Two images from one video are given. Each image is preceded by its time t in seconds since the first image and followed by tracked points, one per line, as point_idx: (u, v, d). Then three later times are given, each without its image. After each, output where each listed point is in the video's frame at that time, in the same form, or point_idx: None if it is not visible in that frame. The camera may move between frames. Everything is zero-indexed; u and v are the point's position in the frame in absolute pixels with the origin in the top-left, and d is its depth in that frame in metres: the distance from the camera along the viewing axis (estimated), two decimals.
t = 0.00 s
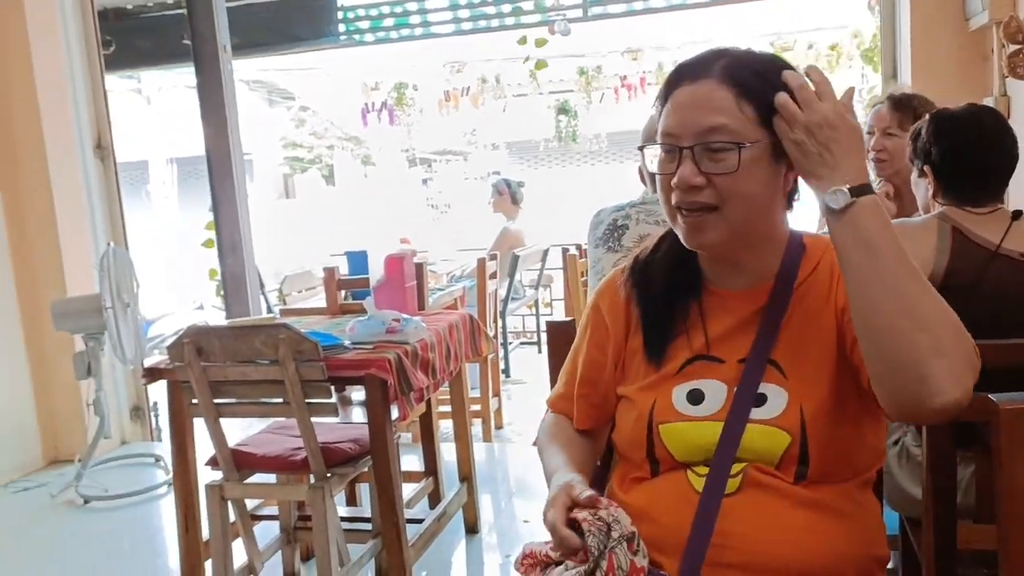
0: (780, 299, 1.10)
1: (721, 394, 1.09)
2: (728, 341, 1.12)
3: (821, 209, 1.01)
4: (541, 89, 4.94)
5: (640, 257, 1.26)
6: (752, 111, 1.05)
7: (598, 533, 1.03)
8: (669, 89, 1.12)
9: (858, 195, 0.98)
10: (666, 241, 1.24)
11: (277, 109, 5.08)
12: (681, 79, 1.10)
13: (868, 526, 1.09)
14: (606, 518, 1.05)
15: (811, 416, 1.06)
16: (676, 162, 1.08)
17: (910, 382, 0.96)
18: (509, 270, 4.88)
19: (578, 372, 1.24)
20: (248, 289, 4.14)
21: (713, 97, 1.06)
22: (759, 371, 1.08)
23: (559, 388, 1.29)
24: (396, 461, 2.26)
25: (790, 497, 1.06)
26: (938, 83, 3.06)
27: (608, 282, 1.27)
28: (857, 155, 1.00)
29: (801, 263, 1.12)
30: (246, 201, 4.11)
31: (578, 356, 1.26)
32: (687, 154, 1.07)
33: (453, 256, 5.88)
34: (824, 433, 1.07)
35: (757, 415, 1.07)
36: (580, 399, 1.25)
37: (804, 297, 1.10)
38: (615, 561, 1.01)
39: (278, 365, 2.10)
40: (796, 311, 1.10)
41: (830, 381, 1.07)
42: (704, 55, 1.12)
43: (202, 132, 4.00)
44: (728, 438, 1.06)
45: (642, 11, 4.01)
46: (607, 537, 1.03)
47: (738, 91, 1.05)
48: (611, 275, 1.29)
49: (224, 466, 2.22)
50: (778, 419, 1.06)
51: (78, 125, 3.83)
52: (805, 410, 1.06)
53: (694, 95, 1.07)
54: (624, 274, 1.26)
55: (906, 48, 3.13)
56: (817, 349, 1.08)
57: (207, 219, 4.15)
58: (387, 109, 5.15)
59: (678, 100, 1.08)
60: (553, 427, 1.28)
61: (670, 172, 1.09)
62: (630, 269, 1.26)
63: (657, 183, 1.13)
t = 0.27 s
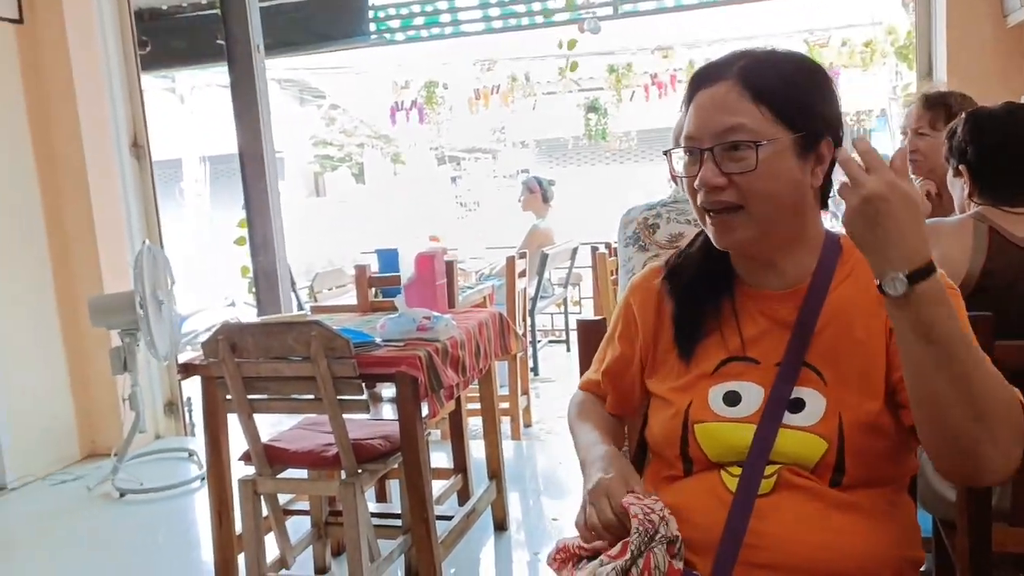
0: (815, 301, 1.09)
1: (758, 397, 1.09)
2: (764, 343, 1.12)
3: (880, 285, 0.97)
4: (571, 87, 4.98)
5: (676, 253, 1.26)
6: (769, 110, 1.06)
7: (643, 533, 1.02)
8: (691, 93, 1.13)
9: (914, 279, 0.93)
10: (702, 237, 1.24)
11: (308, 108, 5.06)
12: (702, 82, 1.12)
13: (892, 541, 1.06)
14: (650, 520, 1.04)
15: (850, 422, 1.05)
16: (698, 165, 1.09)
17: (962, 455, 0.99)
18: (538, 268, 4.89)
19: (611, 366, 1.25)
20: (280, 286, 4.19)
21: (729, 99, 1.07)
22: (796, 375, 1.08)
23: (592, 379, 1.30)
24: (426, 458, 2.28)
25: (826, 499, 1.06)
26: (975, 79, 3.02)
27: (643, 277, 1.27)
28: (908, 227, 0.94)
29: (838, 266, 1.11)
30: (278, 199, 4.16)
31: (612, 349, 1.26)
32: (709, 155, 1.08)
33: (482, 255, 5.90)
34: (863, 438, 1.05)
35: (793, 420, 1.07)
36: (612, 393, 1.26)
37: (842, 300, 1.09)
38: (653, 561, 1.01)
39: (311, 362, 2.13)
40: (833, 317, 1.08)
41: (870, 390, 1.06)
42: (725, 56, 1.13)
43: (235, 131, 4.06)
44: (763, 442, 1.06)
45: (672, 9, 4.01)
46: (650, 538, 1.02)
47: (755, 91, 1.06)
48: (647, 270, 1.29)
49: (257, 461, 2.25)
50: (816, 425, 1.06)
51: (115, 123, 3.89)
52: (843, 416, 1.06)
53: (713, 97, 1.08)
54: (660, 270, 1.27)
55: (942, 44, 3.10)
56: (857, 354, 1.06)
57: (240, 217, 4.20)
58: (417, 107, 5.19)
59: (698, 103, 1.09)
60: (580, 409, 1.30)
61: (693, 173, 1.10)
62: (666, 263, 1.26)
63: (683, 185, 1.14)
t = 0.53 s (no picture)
0: (838, 302, 1.09)
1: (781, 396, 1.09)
2: (787, 343, 1.12)
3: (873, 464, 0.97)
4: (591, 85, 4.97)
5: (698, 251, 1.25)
6: (792, 112, 1.05)
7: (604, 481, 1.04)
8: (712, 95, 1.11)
9: (904, 454, 0.95)
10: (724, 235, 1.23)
11: (329, 107, 5.13)
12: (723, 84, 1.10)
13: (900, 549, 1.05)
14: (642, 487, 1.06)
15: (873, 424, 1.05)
16: (721, 169, 1.08)
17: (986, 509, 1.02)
18: (558, 266, 4.88)
19: (633, 366, 1.23)
20: (301, 284, 4.22)
21: (752, 101, 1.06)
22: (819, 375, 1.08)
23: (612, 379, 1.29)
24: (446, 455, 2.29)
25: (849, 499, 1.06)
26: (1001, 76, 2.99)
27: (666, 276, 1.26)
28: (870, 415, 0.92)
29: (863, 267, 1.11)
30: (299, 197, 4.19)
31: (632, 349, 1.25)
32: (732, 160, 1.06)
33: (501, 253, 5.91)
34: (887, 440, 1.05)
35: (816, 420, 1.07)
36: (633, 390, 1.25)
37: (866, 302, 1.09)
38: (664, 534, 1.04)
39: (332, 358, 2.14)
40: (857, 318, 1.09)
41: (890, 388, 1.08)
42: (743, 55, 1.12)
43: (258, 129, 4.08)
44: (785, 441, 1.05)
45: (695, 6, 3.95)
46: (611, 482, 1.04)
47: (778, 93, 1.05)
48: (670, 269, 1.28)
49: (279, 456, 2.27)
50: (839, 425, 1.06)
51: (139, 121, 3.93)
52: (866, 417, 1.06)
53: (736, 100, 1.07)
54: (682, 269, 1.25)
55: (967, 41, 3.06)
56: (878, 353, 1.07)
57: (261, 214, 4.23)
58: (438, 105, 5.17)
59: (719, 106, 1.08)
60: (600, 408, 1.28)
61: (716, 177, 1.09)
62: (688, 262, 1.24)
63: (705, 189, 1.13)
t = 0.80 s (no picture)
0: (857, 301, 1.09)
1: (800, 396, 1.09)
2: (805, 341, 1.12)
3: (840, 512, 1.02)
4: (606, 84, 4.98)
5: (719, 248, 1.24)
6: (823, 130, 1.02)
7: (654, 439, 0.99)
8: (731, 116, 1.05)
9: (870, 494, 1.00)
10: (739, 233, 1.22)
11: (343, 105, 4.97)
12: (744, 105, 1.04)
13: (896, 548, 1.06)
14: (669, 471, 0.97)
15: (891, 422, 1.06)
16: (753, 196, 1.04)
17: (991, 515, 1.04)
18: (571, 265, 4.88)
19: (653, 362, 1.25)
20: (316, 282, 4.24)
21: (782, 124, 1.01)
22: (839, 373, 1.08)
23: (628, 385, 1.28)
24: (461, 453, 2.29)
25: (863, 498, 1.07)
26: (1018, 75, 2.97)
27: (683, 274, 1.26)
28: (839, 461, 0.99)
29: (881, 265, 1.11)
30: (314, 195, 4.21)
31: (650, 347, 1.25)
32: (766, 186, 1.03)
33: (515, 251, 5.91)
34: (903, 438, 1.06)
35: (835, 419, 1.07)
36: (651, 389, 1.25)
37: (883, 302, 1.09)
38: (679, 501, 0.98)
39: (348, 356, 2.15)
40: (876, 317, 1.09)
41: (910, 389, 1.07)
42: (761, 70, 1.05)
43: (274, 127, 4.10)
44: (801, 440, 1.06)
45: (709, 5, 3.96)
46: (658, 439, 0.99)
47: (807, 114, 1.01)
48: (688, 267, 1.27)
49: (294, 453, 2.29)
50: (857, 424, 1.06)
51: (156, 120, 3.95)
52: (885, 416, 1.06)
53: (762, 126, 1.02)
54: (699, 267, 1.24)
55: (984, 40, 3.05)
56: (897, 353, 1.07)
57: (276, 213, 4.25)
58: (452, 104, 5.24)
59: (744, 131, 1.03)
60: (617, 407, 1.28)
61: (748, 202, 1.05)
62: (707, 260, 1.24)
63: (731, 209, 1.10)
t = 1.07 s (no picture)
0: (861, 299, 1.10)
1: (808, 398, 1.09)
2: (813, 343, 1.12)
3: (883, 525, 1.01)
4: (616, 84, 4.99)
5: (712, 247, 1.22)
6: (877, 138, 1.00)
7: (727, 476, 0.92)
8: (766, 121, 1.01)
9: (910, 512, 0.99)
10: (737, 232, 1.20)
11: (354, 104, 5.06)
12: (782, 110, 0.99)
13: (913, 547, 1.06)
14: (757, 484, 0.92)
15: (900, 418, 1.06)
16: (813, 204, 0.99)
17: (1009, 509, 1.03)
18: (582, 265, 4.88)
19: (657, 375, 1.21)
20: (327, 282, 4.25)
21: (847, 131, 0.98)
22: (845, 373, 1.08)
23: (631, 397, 1.21)
24: (472, 453, 2.30)
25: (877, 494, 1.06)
26: None
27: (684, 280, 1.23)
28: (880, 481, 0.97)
29: (884, 264, 1.12)
30: (325, 195, 4.22)
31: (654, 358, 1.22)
32: (829, 195, 0.99)
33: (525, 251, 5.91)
34: (913, 434, 1.06)
35: (843, 418, 1.06)
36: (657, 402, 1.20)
37: (887, 299, 1.10)
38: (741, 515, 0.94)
39: (360, 355, 2.16)
40: (881, 315, 1.09)
41: (919, 383, 1.07)
42: (790, 73, 1.02)
43: (285, 127, 4.12)
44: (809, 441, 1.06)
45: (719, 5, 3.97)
46: (731, 463, 0.92)
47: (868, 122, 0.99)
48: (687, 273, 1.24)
49: (306, 452, 2.30)
50: (867, 422, 1.06)
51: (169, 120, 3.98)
52: (894, 413, 1.06)
53: (829, 133, 0.97)
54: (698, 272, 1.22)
55: (998, 39, 3.03)
56: (899, 348, 1.08)
57: (288, 212, 4.26)
58: (463, 104, 5.21)
59: (808, 137, 0.98)
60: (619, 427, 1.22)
61: (800, 212, 1.01)
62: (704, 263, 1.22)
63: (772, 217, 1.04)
